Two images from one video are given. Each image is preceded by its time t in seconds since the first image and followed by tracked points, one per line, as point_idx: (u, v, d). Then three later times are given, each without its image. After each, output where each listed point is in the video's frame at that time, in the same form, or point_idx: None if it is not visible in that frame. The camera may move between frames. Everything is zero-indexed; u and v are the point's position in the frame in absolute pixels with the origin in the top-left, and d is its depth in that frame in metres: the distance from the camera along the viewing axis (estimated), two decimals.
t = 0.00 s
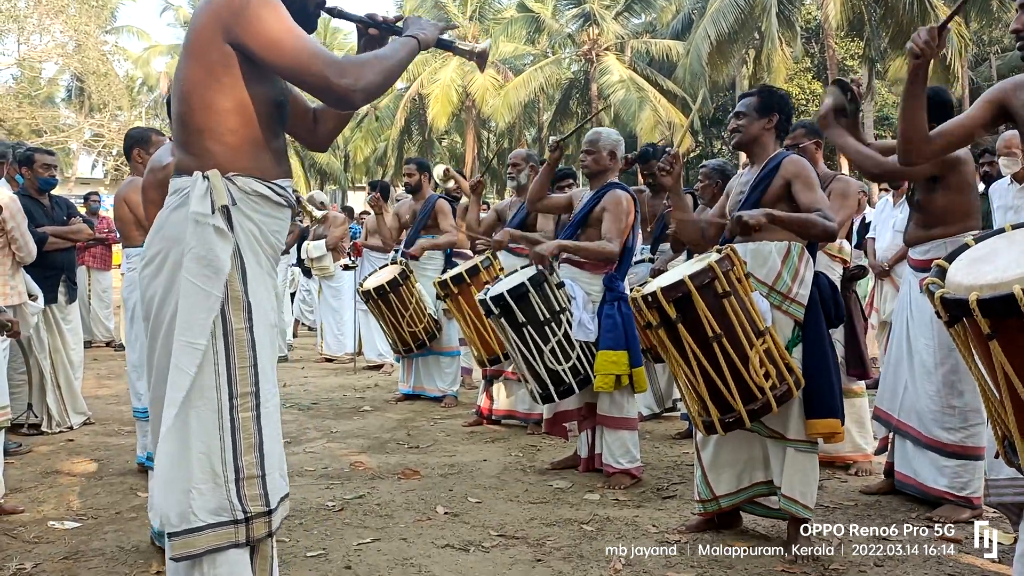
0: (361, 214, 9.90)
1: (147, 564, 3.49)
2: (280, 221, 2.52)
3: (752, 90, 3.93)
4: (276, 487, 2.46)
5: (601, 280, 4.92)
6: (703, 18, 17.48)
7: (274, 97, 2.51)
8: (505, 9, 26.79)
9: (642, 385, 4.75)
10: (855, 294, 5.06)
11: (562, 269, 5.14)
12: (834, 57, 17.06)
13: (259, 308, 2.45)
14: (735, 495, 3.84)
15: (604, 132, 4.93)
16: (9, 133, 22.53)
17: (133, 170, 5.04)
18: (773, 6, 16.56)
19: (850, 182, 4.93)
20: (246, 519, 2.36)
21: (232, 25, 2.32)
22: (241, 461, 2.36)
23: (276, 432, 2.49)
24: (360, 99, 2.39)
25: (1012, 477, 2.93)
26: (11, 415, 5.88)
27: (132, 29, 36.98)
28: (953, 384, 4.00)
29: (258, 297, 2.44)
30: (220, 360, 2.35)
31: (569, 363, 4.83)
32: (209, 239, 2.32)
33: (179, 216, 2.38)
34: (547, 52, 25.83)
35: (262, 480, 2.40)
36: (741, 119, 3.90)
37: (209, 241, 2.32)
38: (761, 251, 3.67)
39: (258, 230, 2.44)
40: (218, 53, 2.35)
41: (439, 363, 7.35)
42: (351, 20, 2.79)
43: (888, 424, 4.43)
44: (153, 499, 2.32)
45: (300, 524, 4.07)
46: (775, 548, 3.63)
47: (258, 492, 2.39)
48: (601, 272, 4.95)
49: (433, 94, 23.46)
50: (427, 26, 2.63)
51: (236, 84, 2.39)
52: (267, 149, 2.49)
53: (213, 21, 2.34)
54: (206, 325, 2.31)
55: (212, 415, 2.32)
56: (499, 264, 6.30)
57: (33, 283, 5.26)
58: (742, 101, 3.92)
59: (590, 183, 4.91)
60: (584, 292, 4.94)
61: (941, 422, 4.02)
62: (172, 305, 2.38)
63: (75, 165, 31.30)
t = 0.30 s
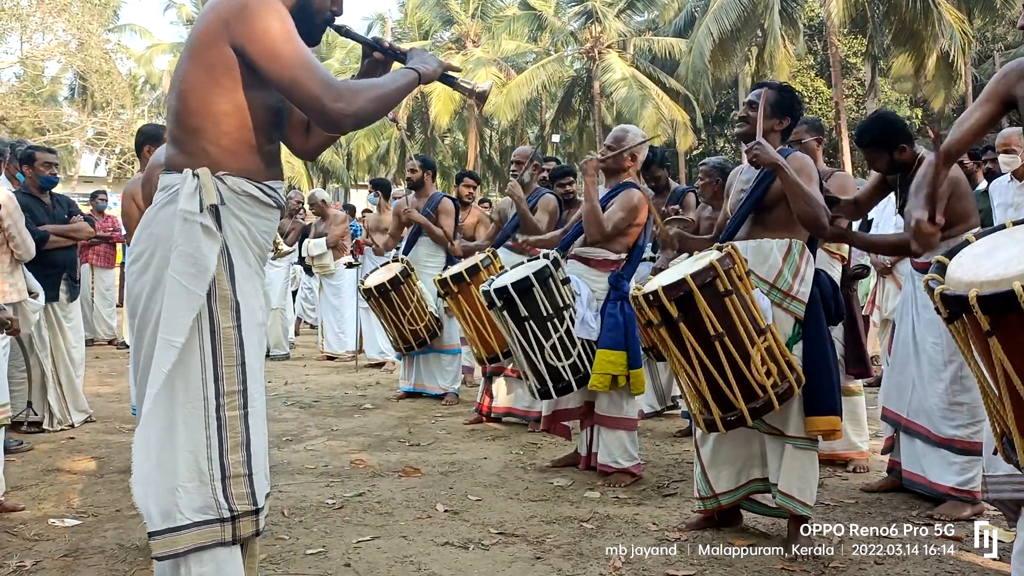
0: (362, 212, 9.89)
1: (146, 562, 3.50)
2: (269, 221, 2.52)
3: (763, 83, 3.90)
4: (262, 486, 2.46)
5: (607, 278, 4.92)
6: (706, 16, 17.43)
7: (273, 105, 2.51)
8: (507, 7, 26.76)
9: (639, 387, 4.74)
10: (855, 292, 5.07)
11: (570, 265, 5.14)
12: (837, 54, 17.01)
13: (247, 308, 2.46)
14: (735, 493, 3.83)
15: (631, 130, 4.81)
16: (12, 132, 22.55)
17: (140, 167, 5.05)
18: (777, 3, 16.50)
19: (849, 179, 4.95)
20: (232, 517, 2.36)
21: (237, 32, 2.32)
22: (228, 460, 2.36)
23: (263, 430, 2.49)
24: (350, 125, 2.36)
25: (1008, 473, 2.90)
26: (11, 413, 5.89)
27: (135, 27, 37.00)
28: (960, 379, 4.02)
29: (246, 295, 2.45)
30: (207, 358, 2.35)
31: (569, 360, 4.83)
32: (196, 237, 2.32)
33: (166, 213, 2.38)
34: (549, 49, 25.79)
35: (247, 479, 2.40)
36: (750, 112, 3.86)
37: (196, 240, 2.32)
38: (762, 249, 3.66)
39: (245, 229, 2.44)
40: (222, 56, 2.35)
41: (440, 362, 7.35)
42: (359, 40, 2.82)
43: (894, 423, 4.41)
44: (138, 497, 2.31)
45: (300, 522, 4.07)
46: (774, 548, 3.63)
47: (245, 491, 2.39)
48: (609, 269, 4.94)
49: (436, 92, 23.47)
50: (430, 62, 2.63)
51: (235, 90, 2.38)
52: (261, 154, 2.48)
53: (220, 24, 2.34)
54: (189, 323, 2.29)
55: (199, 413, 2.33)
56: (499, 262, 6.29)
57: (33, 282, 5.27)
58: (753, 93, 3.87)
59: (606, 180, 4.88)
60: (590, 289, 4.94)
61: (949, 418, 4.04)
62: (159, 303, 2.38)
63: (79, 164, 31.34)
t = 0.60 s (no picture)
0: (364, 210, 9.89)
1: (146, 561, 3.49)
2: (269, 214, 2.50)
3: (749, 83, 3.87)
4: (269, 482, 2.46)
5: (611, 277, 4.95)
6: (708, 14, 17.38)
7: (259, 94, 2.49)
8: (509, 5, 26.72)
9: (645, 387, 4.70)
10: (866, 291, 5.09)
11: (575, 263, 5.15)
12: (840, 53, 16.94)
13: (249, 303, 2.44)
14: (736, 492, 3.82)
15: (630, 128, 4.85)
16: (15, 130, 22.55)
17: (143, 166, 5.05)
18: (779, 1, 16.45)
19: (856, 175, 4.92)
20: (238, 513, 2.37)
21: (213, 24, 2.30)
22: (232, 456, 2.36)
23: (268, 425, 2.49)
24: (330, 101, 2.32)
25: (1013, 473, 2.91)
26: (12, 411, 5.89)
27: (137, 25, 37.00)
28: (960, 379, 4.00)
29: (247, 291, 2.43)
30: (209, 356, 2.35)
31: (569, 359, 4.82)
32: (193, 236, 2.32)
33: (166, 212, 2.39)
34: (552, 48, 25.73)
35: (253, 475, 2.40)
36: (742, 117, 3.85)
37: (192, 238, 2.31)
38: (763, 247, 3.65)
39: (246, 223, 2.43)
40: (201, 50, 2.34)
41: (441, 360, 7.35)
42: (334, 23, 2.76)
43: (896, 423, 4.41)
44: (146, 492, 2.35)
45: (300, 521, 4.07)
46: (775, 547, 3.62)
47: (251, 486, 2.40)
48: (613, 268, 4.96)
49: (438, 91, 23.48)
50: (405, 31, 2.59)
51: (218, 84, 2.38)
52: (253, 146, 2.48)
53: (195, 19, 2.33)
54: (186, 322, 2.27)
55: (202, 410, 2.33)
56: (500, 260, 6.28)
57: (33, 280, 5.27)
58: (739, 97, 3.86)
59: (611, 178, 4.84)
60: (593, 288, 4.97)
61: (950, 419, 4.02)
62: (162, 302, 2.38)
63: (81, 162, 31.37)
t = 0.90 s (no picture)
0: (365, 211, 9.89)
1: (144, 564, 3.49)
2: (275, 209, 2.48)
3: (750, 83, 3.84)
4: (292, 477, 2.44)
5: (614, 277, 4.89)
6: (708, 14, 17.37)
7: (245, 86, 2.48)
8: (509, 6, 26.71)
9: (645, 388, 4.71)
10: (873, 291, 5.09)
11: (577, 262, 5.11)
12: (840, 52, 16.93)
13: (260, 298, 2.42)
14: (738, 493, 3.82)
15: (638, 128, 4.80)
16: (15, 131, 22.52)
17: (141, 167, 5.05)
18: (779, 1, 16.43)
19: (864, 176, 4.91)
20: (261, 509, 2.36)
21: (186, 20, 2.29)
22: (251, 453, 2.35)
23: (287, 419, 2.48)
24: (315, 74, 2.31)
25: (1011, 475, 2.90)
26: (11, 413, 5.88)
27: (137, 26, 37.05)
28: (954, 382, 3.97)
29: (256, 286, 2.41)
30: (221, 353, 2.34)
31: (570, 359, 4.82)
32: (195, 235, 2.31)
33: (169, 216, 2.39)
34: (552, 48, 25.71)
35: (275, 470, 2.39)
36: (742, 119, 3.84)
37: (195, 237, 2.31)
38: (764, 249, 3.64)
39: (251, 219, 2.41)
40: (180, 49, 2.33)
41: (441, 361, 7.34)
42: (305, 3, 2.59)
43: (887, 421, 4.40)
44: (170, 492, 2.36)
45: (299, 522, 4.07)
46: (775, 548, 3.62)
47: (273, 482, 2.38)
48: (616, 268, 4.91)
49: (438, 91, 23.48)
50: None
51: (203, 80, 2.37)
52: (250, 139, 2.47)
53: (169, 20, 2.33)
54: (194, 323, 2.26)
55: (218, 409, 2.33)
56: (500, 261, 6.27)
57: (30, 281, 5.26)
58: (737, 98, 3.85)
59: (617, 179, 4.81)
60: (596, 288, 4.92)
61: (943, 421, 3.98)
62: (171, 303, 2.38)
63: (82, 163, 31.37)
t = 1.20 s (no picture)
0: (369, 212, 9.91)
1: (147, 566, 3.49)
2: (287, 219, 2.49)
3: (745, 88, 3.85)
4: (305, 485, 2.44)
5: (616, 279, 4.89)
6: (712, 15, 17.38)
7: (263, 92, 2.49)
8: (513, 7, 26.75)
9: (649, 390, 4.69)
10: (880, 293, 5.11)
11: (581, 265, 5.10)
12: (844, 53, 16.92)
13: (270, 306, 2.43)
14: (739, 495, 3.81)
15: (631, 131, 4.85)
16: (21, 132, 22.57)
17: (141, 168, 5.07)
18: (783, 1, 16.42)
19: (871, 177, 4.88)
20: (275, 517, 2.35)
21: (205, 25, 2.31)
22: (263, 461, 2.34)
23: (298, 428, 2.47)
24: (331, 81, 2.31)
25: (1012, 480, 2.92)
26: (14, 415, 5.88)
27: (142, 28, 37.21)
28: (959, 386, 3.95)
29: (268, 294, 2.42)
30: (235, 360, 2.34)
31: (573, 360, 4.80)
32: (206, 241, 2.30)
33: (180, 220, 2.39)
34: (556, 49, 25.73)
35: (288, 478, 2.38)
36: (742, 123, 3.83)
37: (205, 244, 2.30)
38: (767, 249, 3.64)
39: (261, 227, 2.42)
40: (198, 54, 2.35)
41: (444, 362, 7.35)
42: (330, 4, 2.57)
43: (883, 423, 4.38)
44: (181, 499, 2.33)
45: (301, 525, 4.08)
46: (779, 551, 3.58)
47: (286, 490, 2.37)
48: (618, 270, 4.91)
49: (441, 92, 23.51)
50: None
51: (219, 86, 2.38)
52: (266, 146, 2.47)
53: (189, 25, 2.34)
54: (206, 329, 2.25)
55: (231, 415, 2.32)
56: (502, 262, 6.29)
57: (32, 283, 5.28)
58: (736, 103, 3.85)
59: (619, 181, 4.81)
60: (598, 290, 4.90)
61: (946, 424, 3.97)
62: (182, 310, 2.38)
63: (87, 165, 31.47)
